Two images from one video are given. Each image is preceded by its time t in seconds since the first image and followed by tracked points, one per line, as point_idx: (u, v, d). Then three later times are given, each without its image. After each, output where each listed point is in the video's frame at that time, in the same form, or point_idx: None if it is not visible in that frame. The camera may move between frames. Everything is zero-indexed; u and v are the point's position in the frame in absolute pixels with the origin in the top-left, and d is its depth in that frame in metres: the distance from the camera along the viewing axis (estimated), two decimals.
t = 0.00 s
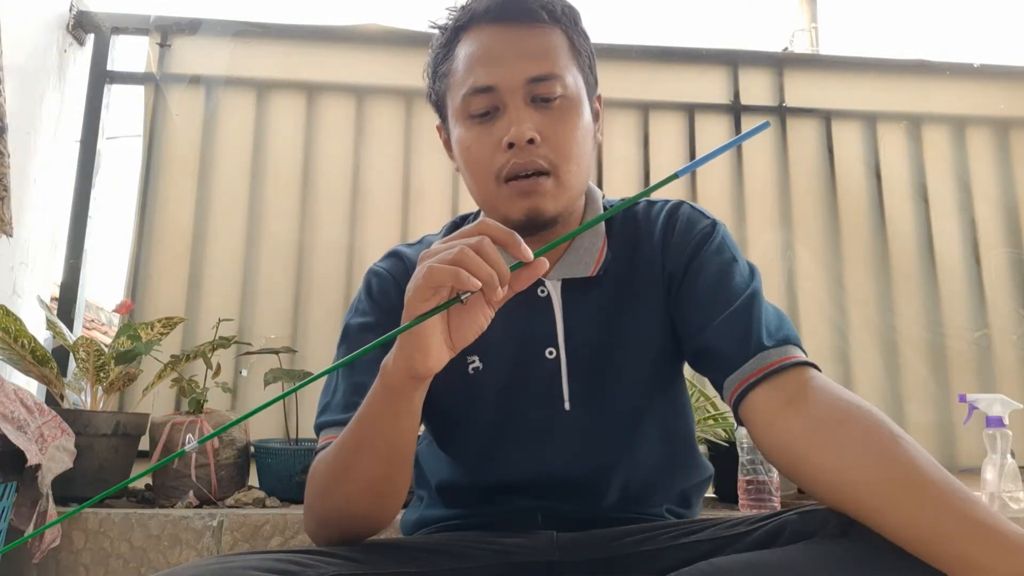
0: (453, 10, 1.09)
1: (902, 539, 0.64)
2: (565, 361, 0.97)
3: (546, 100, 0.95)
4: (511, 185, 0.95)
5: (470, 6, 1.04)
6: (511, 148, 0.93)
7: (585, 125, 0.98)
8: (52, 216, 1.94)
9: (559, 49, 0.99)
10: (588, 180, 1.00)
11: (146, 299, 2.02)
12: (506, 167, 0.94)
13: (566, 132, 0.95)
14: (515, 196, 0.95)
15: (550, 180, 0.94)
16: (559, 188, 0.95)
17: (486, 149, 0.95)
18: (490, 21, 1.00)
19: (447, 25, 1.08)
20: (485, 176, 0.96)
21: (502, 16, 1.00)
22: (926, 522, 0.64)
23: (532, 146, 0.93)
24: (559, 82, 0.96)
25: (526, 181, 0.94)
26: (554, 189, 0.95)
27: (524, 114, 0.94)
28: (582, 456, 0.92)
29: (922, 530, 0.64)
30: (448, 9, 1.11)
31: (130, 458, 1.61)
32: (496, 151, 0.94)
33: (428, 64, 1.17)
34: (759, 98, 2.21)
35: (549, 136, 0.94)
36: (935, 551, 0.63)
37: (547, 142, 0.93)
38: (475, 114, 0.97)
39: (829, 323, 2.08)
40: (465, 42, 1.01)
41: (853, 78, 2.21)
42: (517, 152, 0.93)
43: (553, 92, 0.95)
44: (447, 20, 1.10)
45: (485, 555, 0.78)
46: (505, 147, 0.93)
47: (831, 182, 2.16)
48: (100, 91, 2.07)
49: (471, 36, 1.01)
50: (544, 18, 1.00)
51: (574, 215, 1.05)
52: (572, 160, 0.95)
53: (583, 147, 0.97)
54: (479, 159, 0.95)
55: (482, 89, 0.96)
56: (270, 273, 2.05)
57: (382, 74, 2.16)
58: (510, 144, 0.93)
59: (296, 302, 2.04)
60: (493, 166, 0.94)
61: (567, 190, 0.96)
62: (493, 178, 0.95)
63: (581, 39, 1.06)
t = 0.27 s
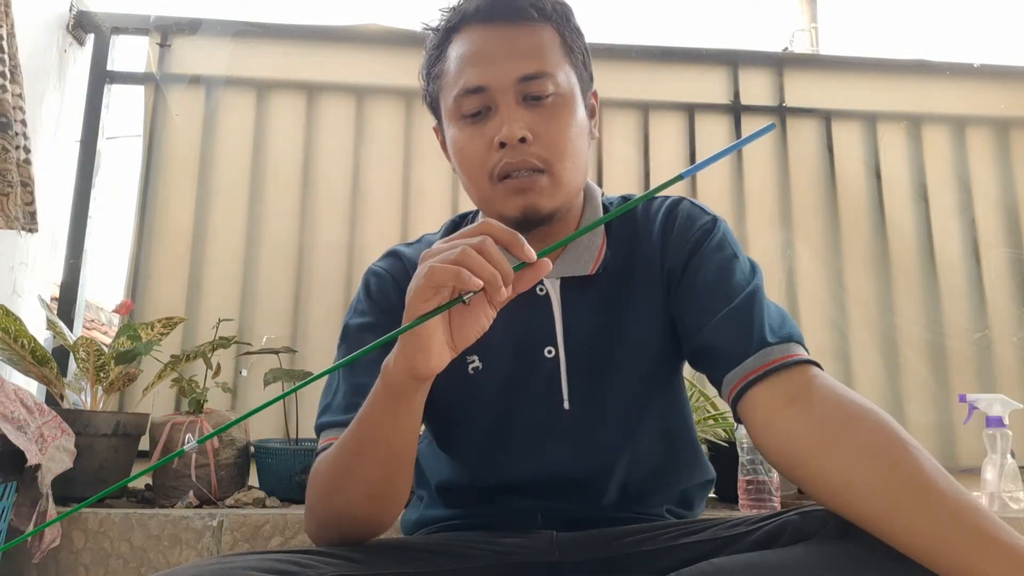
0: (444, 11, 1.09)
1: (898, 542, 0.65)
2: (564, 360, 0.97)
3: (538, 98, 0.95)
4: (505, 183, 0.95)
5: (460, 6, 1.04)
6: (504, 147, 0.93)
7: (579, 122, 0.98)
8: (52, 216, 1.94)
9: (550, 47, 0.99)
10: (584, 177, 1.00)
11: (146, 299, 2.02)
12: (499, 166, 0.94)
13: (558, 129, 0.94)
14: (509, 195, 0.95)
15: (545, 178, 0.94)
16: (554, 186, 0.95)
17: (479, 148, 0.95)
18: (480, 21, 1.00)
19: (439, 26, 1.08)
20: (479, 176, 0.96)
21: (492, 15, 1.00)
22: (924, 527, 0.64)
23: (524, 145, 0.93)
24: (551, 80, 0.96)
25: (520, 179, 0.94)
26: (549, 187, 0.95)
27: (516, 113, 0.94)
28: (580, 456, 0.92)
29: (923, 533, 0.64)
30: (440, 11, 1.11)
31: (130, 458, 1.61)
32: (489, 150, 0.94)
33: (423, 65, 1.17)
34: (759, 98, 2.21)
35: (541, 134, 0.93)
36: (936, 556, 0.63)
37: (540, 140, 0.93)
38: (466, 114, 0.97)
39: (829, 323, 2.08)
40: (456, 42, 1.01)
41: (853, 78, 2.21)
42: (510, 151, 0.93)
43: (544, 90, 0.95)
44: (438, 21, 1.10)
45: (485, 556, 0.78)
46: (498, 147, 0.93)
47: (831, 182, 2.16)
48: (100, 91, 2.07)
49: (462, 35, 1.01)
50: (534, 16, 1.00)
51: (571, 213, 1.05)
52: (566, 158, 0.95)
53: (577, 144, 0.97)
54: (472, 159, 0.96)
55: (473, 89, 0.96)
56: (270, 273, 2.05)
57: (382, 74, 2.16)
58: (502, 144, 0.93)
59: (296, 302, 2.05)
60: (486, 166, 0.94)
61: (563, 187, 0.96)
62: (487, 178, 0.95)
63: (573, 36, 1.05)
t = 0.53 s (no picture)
0: (441, 11, 1.09)
1: (893, 540, 0.65)
2: (562, 362, 0.97)
3: (535, 99, 0.95)
4: (502, 185, 0.95)
5: (456, 7, 1.04)
6: (501, 149, 0.93)
7: (575, 123, 0.98)
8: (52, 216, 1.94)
9: (547, 47, 0.99)
10: (582, 177, 1.00)
11: (146, 299, 2.02)
12: (496, 168, 0.94)
13: (555, 131, 0.95)
14: (507, 196, 0.95)
15: (542, 180, 0.94)
16: (552, 187, 0.95)
17: (475, 150, 0.95)
18: (476, 22, 1.00)
19: (435, 27, 1.09)
20: (476, 178, 0.96)
21: (488, 16, 1.00)
22: (921, 528, 0.64)
23: (521, 146, 0.93)
24: (547, 81, 0.96)
25: (517, 181, 0.94)
26: (546, 188, 0.95)
27: (513, 115, 0.94)
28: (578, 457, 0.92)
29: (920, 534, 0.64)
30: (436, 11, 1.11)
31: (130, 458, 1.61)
32: (486, 152, 0.94)
33: (419, 66, 1.17)
34: (759, 98, 2.21)
35: (538, 136, 0.94)
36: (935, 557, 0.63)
37: (537, 142, 0.93)
38: (463, 116, 0.97)
39: (829, 323, 2.08)
40: (453, 43, 1.01)
41: (853, 78, 2.21)
42: (507, 153, 0.93)
43: (541, 92, 0.95)
44: (435, 22, 1.10)
45: (485, 556, 0.78)
46: (495, 149, 0.93)
47: (831, 182, 2.16)
48: (100, 91, 2.07)
49: (458, 37, 1.01)
50: (531, 17, 1.00)
51: (570, 214, 1.05)
52: (563, 159, 0.95)
53: (575, 145, 0.97)
54: (469, 161, 0.96)
55: (469, 91, 0.96)
56: (270, 274, 2.05)
57: (382, 74, 2.16)
58: (499, 146, 0.93)
59: (296, 302, 2.05)
60: (483, 167, 0.95)
61: (559, 188, 0.96)
62: (484, 180, 0.95)
63: (570, 36, 1.05)
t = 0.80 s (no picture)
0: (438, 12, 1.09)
1: (891, 539, 0.65)
2: (562, 363, 0.97)
3: (534, 99, 0.95)
4: (502, 186, 0.95)
5: (454, 8, 1.04)
6: (500, 149, 0.93)
7: (575, 123, 0.98)
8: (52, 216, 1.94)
9: (545, 47, 0.99)
10: (581, 178, 1.00)
11: (146, 299, 2.02)
12: (496, 169, 0.94)
13: (554, 131, 0.94)
14: (506, 197, 0.95)
15: (541, 180, 0.94)
16: (551, 187, 0.95)
17: (474, 151, 0.95)
18: (474, 22, 1.00)
19: (433, 27, 1.08)
20: (476, 180, 0.96)
21: (485, 16, 1.00)
22: (921, 528, 0.64)
23: (520, 147, 0.93)
24: (546, 80, 0.96)
25: (516, 181, 0.94)
26: (546, 188, 0.95)
27: (511, 115, 0.94)
28: (577, 456, 0.92)
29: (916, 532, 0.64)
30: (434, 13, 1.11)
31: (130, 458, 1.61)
32: (485, 152, 0.94)
33: (418, 67, 1.17)
34: (759, 98, 2.21)
35: (537, 136, 0.94)
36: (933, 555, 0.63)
37: (536, 142, 0.93)
38: (462, 117, 0.97)
39: (830, 323, 2.08)
40: (451, 44, 1.01)
41: (853, 78, 2.21)
42: (506, 153, 0.93)
43: (540, 91, 0.95)
44: (432, 23, 1.10)
45: (485, 556, 0.78)
46: (494, 150, 0.93)
47: (831, 182, 2.16)
48: (100, 91, 2.07)
49: (456, 37, 1.01)
50: (528, 16, 1.00)
51: (570, 214, 1.05)
52: (562, 158, 0.95)
53: (574, 145, 0.97)
54: (468, 162, 0.96)
55: (467, 91, 0.96)
56: (270, 273, 2.05)
57: (382, 74, 2.16)
58: (498, 146, 0.93)
59: (296, 302, 2.05)
60: (483, 169, 0.95)
61: (559, 188, 0.96)
62: (483, 181, 0.95)
63: (569, 35, 1.05)
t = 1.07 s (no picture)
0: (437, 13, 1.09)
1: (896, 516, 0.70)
2: (561, 366, 0.98)
3: (533, 100, 0.95)
4: (502, 188, 0.95)
5: (452, 9, 1.04)
6: (500, 151, 0.93)
7: (575, 122, 0.98)
8: (52, 216, 1.95)
9: (544, 47, 0.99)
10: (583, 177, 1.01)
11: (146, 299, 2.02)
12: (496, 171, 0.94)
13: (554, 131, 0.94)
14: (507, 198, 0.96)
15: (542, 182, 0.95)
16: (552, 188, 0.96)
17: (475, 153, 0.95)
18: (472, 23, 1.00)
19: (431, 29, 1.08)
20: (477, 181, 0.96)
21: (483, 17, 1.00)
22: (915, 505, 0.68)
23: (521, 148, 0.93)
24: (545, 80, 0.96)
25: (516, 182, 0.94)
26: (546, 189, 0.95)
27: (511, 116, 0.94)
28: (574, 458, 0.93)
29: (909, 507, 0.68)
30: (431, 14, 1.11)
31: (131, 458, 1.61)
32: (486, 155, 0.94)
33: (417, 67, 1.17)
34: (759, 98, 2.21)
35: (537, 137, 0.93)
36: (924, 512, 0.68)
37: (536, 143, 0.93)
38: (461, 119, 0.97)
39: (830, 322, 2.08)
40: (449, 46, 1.01)
41: (853, 78, 2.21)
42: (506, 155, 0.93)
43: (539, 92, 0.95)
44: (431, 23, 1.10)
45: (483, 555, 0.78)
46: (494, 151, 0.93)
47: (831, 181, 2.16)
48: (100, 91, 2.07)
49: (455, 38, 1.01)
50: (526, 16, 1.00)
51: (572, 216, 1.05)
52: (563, 159, 0.95)
53: (574, 145, 0.97)
54: (469, 163, 0.96)
55: (467, 93, 0.95)
56: (271, 273, 2.05)
57: (382, 74, 2.16)
58: (498, 149, 0.93)
59: (297, 302, 2.05)
60: (483, 171, 0.95)
61: (560, 190, 0.96)
62: (484, 183, 0.95)
63: (568, 34, 1.05)
